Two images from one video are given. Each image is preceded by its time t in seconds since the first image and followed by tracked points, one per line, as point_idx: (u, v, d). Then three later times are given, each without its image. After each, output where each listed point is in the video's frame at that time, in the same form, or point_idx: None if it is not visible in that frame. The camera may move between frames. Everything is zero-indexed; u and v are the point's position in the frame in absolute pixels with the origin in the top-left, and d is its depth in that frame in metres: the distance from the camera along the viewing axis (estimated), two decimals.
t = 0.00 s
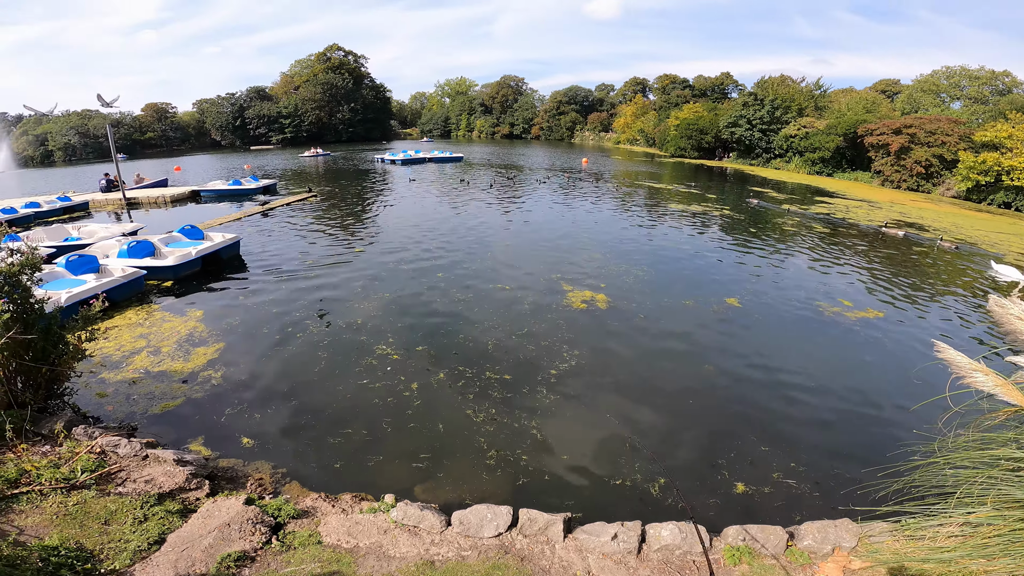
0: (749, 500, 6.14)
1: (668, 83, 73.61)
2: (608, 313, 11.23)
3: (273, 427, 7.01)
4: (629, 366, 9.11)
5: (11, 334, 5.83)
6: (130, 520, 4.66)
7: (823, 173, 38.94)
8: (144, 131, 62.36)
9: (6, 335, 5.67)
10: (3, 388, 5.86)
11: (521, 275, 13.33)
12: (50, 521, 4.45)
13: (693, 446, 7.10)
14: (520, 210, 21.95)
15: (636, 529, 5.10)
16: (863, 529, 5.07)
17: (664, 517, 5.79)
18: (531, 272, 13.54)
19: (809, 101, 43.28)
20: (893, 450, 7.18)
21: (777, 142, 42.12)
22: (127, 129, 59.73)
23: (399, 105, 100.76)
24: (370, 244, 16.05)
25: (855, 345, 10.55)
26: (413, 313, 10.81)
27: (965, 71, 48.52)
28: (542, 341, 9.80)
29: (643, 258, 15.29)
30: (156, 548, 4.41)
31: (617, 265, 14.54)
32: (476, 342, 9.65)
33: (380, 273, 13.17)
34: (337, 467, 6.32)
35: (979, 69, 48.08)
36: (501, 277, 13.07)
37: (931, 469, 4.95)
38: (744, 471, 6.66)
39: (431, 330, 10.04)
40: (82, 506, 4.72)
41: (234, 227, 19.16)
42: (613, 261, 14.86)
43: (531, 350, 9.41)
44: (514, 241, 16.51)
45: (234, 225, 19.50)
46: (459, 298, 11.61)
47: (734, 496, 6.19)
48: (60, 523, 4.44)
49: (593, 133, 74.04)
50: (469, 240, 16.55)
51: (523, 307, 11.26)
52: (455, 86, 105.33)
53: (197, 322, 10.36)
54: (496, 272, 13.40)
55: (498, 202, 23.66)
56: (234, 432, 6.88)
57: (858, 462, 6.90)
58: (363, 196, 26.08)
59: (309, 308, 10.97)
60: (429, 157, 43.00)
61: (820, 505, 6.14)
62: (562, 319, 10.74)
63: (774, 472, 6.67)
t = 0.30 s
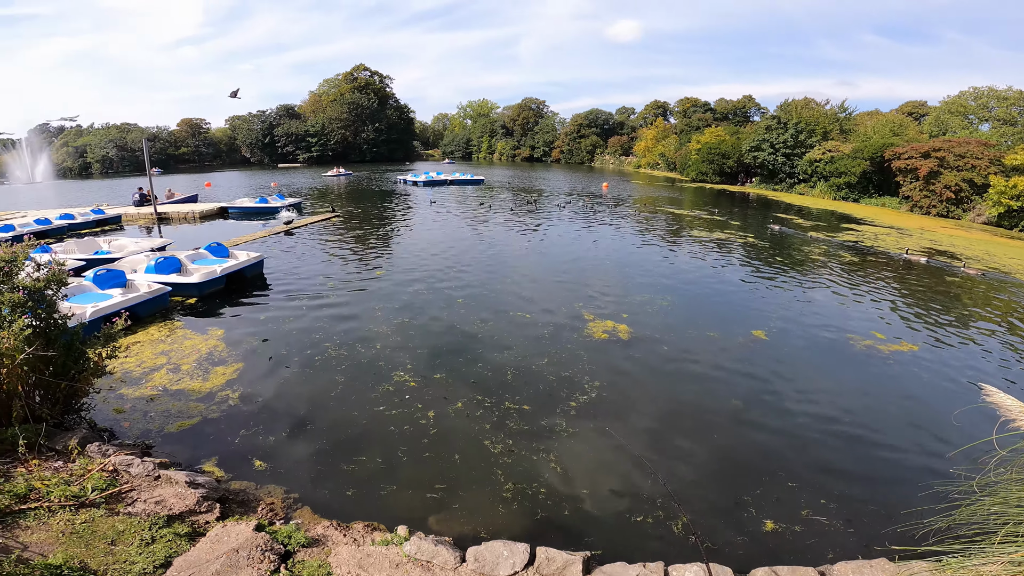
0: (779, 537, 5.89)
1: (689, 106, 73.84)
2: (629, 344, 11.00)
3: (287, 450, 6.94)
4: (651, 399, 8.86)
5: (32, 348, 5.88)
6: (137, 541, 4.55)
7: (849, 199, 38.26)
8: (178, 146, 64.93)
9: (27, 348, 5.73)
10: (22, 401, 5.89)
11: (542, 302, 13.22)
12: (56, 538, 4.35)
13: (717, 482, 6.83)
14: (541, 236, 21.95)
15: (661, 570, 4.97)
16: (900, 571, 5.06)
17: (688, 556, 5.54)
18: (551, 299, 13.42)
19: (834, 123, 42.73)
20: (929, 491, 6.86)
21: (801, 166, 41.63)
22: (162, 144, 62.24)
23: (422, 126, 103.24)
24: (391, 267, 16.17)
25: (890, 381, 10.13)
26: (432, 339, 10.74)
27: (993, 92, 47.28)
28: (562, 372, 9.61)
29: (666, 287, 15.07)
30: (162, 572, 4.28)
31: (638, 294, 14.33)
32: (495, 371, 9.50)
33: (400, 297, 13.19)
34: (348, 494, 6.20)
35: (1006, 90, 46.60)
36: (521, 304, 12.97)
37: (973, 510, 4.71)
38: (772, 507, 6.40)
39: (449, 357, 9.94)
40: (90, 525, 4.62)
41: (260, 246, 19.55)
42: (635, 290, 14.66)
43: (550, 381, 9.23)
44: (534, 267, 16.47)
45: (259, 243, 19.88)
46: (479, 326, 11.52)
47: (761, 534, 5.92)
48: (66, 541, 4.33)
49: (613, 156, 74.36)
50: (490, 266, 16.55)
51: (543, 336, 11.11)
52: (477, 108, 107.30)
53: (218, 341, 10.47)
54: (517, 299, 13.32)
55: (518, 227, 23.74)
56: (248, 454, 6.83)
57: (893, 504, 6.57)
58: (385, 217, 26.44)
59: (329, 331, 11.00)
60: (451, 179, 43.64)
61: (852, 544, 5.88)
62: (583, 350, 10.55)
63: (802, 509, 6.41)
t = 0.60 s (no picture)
0: (803, 555, 5.79)
1: (706, 117, 73.54)
2: (648, 359, 10.84)
3: (301, 459, 6.97)
4: (670, 415, 8.71)
5: (54, 352, 6.02)
6: (149, 547, 4.56)
7: (872, 212, 37.56)
8: (203, 154, 66.67)
9: (49, 352, 5.86)
10: (42, 404, 6.02)
11: (558, 315, 13.15)
12: (69, 543, 4.39)
13: (737, 499, 6.70)
14: (558, 248, 21.93)
15: None
16: None
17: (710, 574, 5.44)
18: (568, 313, 13.33)
19: (856, 134, 41.94)
20: (957, 510, 6.70)
21: (823, 178, 41.02)
22: (188, 152, 64.02)
23: (439, 136, 104.60)
24: (408, 278, 16.27)
25: (919, 400, 9.83)
26: (448, 351, 10.74)
27: (1021, 102, 46.23)
28: (579, 387, 9.49)
29: (684, 302, 14.89)
30: None
31: (657, 308, 14.15)
32: (510, 384, 9.44)
33: (417, 309, 13.24)
34: (361, 505, 6.18)
35: None
36: (537, 317, 12.92)
37: (1007, 532, 4.57)
38: (794, 525, 6.27)
39: (465, 369, 9.92)
40: (103, 530, 4.66)
41: (280, 254, 19.88)
42: (652, 304, 14.51)
43: (567, 396, 9.11)
44: (551, 280, 16.44)
45: (278, 252, 20.18)
46: (495, 338, 11.48)
47: (784, 553, 5.81)
48: (78, 546, 4.37)
49: (630, 168, 74.23)
50: (507, 278, 16.54)
51: (559, 349, 11.03)
52: (494, 118, 108.23)
53: (237, 348, 10.61)
54: (533, 312, 13.28)
55: (535, 240, 23.75)
56: (262, 462, 6.87)
57: (920, 525, 6.39)
58: (403, 227, 26.71)
59: (346, 341, 11.08)
60: (468, 190, 44.01)
61: (879, 562, 5.78)
62: (599, 364, 10.44)
63: (825, 527, 6.31)
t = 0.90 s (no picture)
0: (819, 564, 5.78)
1: (722, 124, 73.06)
2: (662, 367, 10.77)
3: (316, 461, 7.05)
4: (685, 424, 8.65)
5: (78, 352, 6.17)
6: (165, 547, 4.65)
7: (892, 220, 36.92)
8: (223, 159, 68.08)
9: (74, 352, 6.00)
10: (65, 403, 6.17)
11: (573, 322, 13.15)
12: (87, 541, 4.50)
13: (750, 507, 6.68)
14: (571, 255, 21.93)
15: None
16: None
17: None
18: (582, 320, 13.31)
19: (875, 141, 41.31)
20: (975, 522, 6.65)
21: (841, 186, 40.44)
22: (208, 156, 65.49)
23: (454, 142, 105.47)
24: (423, 283, 16.40)
25: (941, 412, 9.64)
26: (462, 356, 10.79)
27: None
28: (593, 394, 9.46)
29: (699, 309, 14.78)
30: None
31: (672, 316, 14.05)
32: (524, 390, 9.45)
33: (432, 314, 13.33)
34: (374, 508, 6.23)
35: None
36: (551, 324, 12.93)
37: None
38: (809, 534, 6.26)
39: (479, 375, 9.95)
40: (121, 529, 4.76)
41: (297, 258, 20.19)
42: (667, 312, 14.43)
43: (581, 403, 9.10)
44: (565, 287, 16.45)
45: (296, 256, 20.48)
46: (509, 345, 11.50)
47: (800, 561, 5.79)
48: (96, 545, 4.48)
49: (645, 174, 73.97)
50: (521, 284, 16.58)
51: (574, 356, 11.02)
52: (508, 124, 108.76)
53: (255, 350, 10.78)
54: (547, 318, 13.29)
55: (549, 246, 23.79)
56: (278, 463, 6.96)
57: (940, 539, 6.31)
58: (418, 233, 26.92)
59: (361, 345, 11.19)
60: (482, 196, 44.27)
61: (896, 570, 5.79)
62: (614, 371, 10.41)
63: (840, 535, 6.30)
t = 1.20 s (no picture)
0: None
1: (738, 130, 72.45)
2: (675, 376, 10.65)
3: (326, 465, 7.07)
4: (697, 433, 8.53)
5: (96, 353, 6.28)
6: (175, 548, 4.70)
7: (912, 228, 36.22)
8: (242, 163, 69.39)
9: (92, 353, 6.11)
10: (82, 403, 6.29)
11: (585, 329, 13.08)
12: (97, 541, 4.58)
13: (762, 518, 6.60)
14: (584, 262, 21.87)
15: None
16: None
17: None
18: (594, 327, 13.23)
19: (895, 148, 40.58)
20: (994, 537, 6.53)
21: (860, 193, 39.78)
22: (227, 160, 66.81)
23: (467, 148, 106.32)
24: (435, 288, 16.47)
25: (963, 427, 9.41)
26: (474, 362, 10.79)
27: None
28: (605, 402, 9.38)
29: (713, 318, 14.62)
30: None
31: (686, 324, 13.90)
32: (535, 397, 9.39)
33: (444, 319, 13.36)
34: (381, 512, 6.23)
35: None
36: (563, 331, 12.88)
37: None
38: (822, 545, 6.18)
39: (490, 381, 9.93)
40: (132, 530, 4.83)
41: (312, 262, 20.43)
42: (680, 320, 14.30)
43: (593, 411, 9.02)
44: (578, 294, 16.41)
45: (311, 260, 20.73)
46: (521, 351, 11.47)
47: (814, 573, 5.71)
48: (106, 545, 4.55)
49: (659, 181, 73.62)
50: (533, 290, 16.57)
51: (585, 364, 10.97)
52: (522, 130, 109.11)
53: (269, 353, 10.90)
54: (559, 325, 13.25)
55: (561, 253, 23.75)
56: (288, 466, 7.00)
57: (960, 555, 6.16)
58: (431, 238, 27.10)
59: (373, 349, 11.25)
60: (496, 202, 44.44)
61: None
62: (626, 379, 10.32)
63: (853, 546, 6.23)
